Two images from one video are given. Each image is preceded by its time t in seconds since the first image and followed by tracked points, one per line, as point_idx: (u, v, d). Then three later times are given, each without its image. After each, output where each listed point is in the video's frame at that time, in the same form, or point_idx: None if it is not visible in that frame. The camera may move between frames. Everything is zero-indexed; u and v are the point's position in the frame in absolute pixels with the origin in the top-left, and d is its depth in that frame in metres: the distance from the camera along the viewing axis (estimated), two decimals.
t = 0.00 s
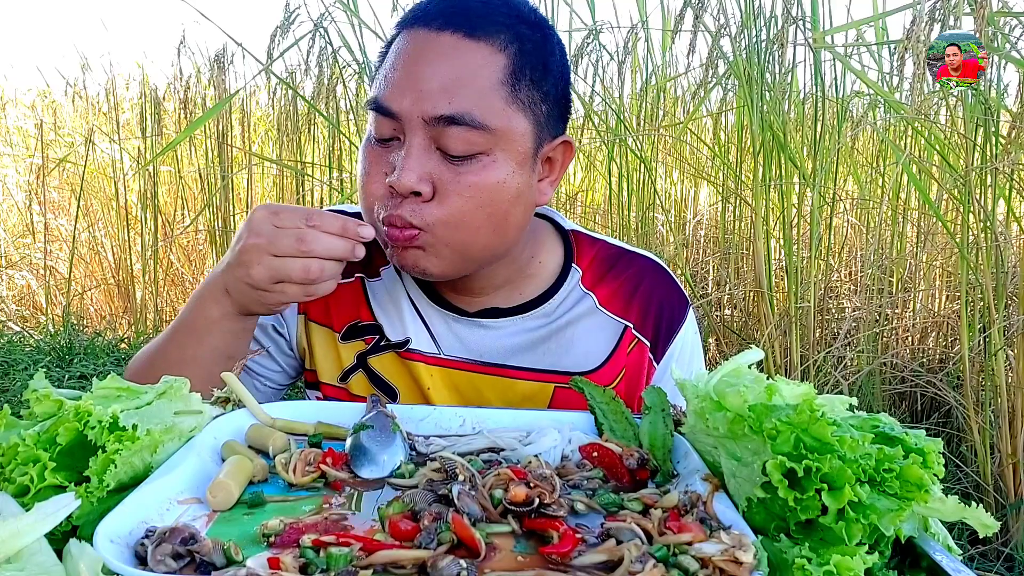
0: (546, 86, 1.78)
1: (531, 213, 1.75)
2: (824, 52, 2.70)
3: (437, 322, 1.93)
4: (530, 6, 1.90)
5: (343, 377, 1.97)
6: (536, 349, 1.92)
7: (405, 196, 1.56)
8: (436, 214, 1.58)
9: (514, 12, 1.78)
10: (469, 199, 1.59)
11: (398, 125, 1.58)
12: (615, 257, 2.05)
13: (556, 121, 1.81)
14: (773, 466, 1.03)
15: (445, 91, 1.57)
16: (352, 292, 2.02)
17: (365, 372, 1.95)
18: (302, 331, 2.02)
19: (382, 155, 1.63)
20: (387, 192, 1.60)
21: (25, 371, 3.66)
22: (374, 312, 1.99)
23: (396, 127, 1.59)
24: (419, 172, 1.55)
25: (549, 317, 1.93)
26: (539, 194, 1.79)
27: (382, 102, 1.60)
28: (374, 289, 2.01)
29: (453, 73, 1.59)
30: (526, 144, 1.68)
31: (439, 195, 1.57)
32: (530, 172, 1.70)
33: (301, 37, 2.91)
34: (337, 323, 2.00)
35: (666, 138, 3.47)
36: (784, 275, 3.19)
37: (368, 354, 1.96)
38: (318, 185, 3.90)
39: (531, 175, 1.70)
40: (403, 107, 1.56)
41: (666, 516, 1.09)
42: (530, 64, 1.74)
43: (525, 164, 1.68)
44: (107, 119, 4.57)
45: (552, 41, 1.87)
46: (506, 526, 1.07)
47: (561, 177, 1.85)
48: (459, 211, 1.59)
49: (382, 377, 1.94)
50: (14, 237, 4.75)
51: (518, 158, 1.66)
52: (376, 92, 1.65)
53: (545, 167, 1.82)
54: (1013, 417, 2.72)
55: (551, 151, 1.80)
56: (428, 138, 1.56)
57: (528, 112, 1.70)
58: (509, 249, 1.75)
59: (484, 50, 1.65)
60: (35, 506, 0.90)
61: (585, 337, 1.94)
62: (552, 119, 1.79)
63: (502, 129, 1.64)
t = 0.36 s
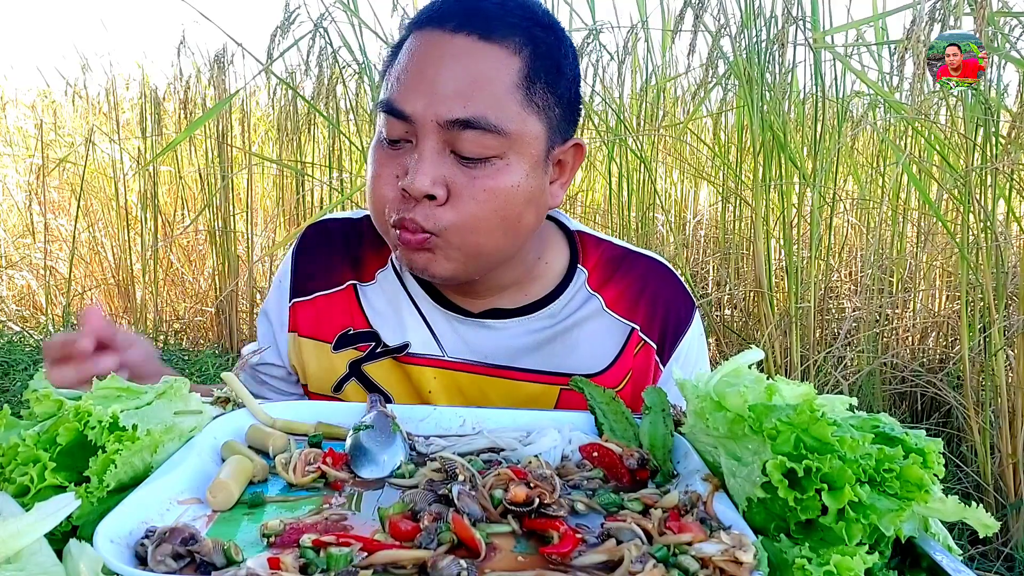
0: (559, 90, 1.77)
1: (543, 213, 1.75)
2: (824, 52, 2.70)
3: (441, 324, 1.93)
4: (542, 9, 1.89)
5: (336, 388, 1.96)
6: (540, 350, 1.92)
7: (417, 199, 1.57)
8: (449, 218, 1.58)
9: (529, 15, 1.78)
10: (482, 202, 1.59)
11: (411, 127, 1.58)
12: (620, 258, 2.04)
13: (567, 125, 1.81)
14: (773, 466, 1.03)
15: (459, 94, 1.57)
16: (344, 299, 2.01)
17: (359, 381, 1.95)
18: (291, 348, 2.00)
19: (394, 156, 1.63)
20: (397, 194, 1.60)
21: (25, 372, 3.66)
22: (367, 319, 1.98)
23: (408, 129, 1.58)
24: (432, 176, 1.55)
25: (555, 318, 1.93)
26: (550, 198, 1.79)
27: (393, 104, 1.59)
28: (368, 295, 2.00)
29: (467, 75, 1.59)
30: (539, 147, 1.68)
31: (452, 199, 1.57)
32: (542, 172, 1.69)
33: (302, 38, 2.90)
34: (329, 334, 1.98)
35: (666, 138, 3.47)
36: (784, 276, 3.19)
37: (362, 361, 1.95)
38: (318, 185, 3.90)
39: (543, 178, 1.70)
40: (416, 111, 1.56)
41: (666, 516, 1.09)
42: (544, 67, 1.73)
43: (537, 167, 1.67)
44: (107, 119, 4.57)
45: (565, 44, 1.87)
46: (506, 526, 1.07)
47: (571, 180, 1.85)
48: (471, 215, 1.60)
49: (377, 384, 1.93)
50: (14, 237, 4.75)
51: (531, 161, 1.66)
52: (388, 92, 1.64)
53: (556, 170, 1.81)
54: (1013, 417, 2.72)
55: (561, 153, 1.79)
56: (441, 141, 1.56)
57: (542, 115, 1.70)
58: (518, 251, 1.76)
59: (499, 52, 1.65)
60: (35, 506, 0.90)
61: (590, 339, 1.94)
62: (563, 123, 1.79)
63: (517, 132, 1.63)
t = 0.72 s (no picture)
0: (564, 90, 1.77)
1: (545, 214, 1.75)
2: (825, 52, 2.70)
3: (440, 324, 1.92)
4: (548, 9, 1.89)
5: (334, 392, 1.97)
6: (541, 350, 1.92)
7: (422, 195, 1.56)
8: (454, 214, 1.58)
9: (536, 14, 1.78)
10: (487, 199, 1.60)
11: (417, 122, 1.58)
12: (622, 258, 2.03)
13: (572, 125, 1.81)
14: (773, 466, 1.03)
15: (467, 91, 1.57)
16: (338, 303, 2.01)
17: (353, 385, 1.95)
18: (285, 354, 2.00)
19: (397, 151, 1.63)
20: (400, 189, 1.60)
21: (25, 371, 3.66)
22: (363, 322, 1.98)
23: (414, 124, 1.58)
24: (438, 172, 1.55)
25: (555, 318, 1.92)
26: (552, 198, 1.79)
27: (399, 99, 1.59)
28: (364, 298, 2.00)
29: (473, 72, 1.59)
30: (545, 146, 1.69)
31: (457, 195, 1.57)
32: (547, 172, 1.70)
33: (302, 38, 2.90)
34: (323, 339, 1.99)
35: (666, 138, 3.47)
36: (784, 275, 3.19)
37: (358, 366, 1.95)
38: (317, 185, 3.91)
39: (545, 178, 1.70)
40: (423, 106, 1.56)
41: (666, 516, 1.09)
42: (550, 67, 1.73)
43: (541, 166, 1.68)
44: (107, 119, 4.57)
45: (570, 45, 1.87)
46: (505, 526, 1.07)
47: (572, 180, 1.85)
48: (475, 212, 1.59)
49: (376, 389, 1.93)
50: (14, 237, 4.75)
51: (536, 160, 1.67)
52: (393, 87, 1.64)
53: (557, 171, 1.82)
54: (1013, 416, 2.72)
55: (565, 154, 1.80)
56: (447, 137, 1.57)
57: (547, 115, 1.70)
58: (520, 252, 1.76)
59: (506, 50, 1.65)
60: (35, 506, 0.89)
61: (591, 339, 1.95)
62: (568, 123, 1.79)
63: (523, 130, 1.64)
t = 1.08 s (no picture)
0: (559, 87, 1.77)
1: (539, 212, 1.73)
2: (825, 52, 2.70)
3: (445, 325, 1.93)
4: (548, 7, 1.89)
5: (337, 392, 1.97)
6: (547, 352, 1.93)
7: (407, 189, 1.57)
8: (438, 208, 1.58)
9: (531, 11, 1.78)
10: (471, 195, 1.59)
11: (406, 118, 1.60)
12: (626, 260, 2.03)
13: (569, 122, 1.80)
14: (773, 466, 1.03)
15: (454, 86, 1.58)
16: (342, 303, 2.01)
17: (358, 386, 1.95)
18: (288, 354, 1.98)
19: (389, 148, 1.65)
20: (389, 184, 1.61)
21: (25, 371, 3.66)
22: (368, 323, 1.99)
23: (404, 120, 1.60)
24: (422, 166, 1.56)
25: (560, 320, 1.93)
26: (547, 196, 1.78)
27: (391, 96, 1.61)
28: (369, 299, 2.00)
29: (462, 69, 1.60)
30: (534, 142, 1.67)
31: (441, 190, 1.58)
32: (537, 170, 1.68)
33: (302, 38, 2.90)
34: (327, 339, 1.99)
35: (666, 138, 3.47)
36: (784, 275, 3.19)
37: (362, 366, 1.96)
38: (317, 185, 3.91)
39: (538, 176, 1.69)
40: (411, 101, 1.58)
41: (666, 516, 1.09)
42: (543, 63, 1.73)
43: (531, 162, 1.66)
44: (107, 119, 4.58)
45: (570, 41, 1.86)
46: (505, 526, 1.07)
47: (572, 180, 1.83)
48: (461, 207, 1.59)
49: (379, 390, 1.93)
50: (14, 237, 4.75)
51: (525, 156, 1.65)
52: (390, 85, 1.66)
53: (557, 169, 1.80)
54: (1013, 416, 2.72)
55: (563, 152, 1.78)
56: (434, 133, 1.58)
57: (538, 110, 1.69)
58: (517, 251, 1.75)
59: (498, 48, 1.66)
60: (35, 506, 0.89)
61: (596, 342, 1.95)
62: (563, 119, 1.77)
63: (510, 126, 1.63)
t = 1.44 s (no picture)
0: (519, 71, 1.79)
1: (510, 198, 1.75)
2: (825, 53, 2.70)
3: (429, 321, 1.93)
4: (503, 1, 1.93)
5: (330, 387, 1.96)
6: (532, 340, 1.94)
7: (376, 180, 1.58)
8: (407, 198, 1.59)
9: (485, 3, 1.82)
10: (439, 180, 1.60)
11: (371, 111, 1.61)
12: (603, 245, 2.05)
13: (531, 107, 1.82)
14: (773, 466, 1.03)
15: (415, 75, 1.60)
16: (331, 299, 1.99)
17: (352, 382, 1.94)
18: (277, 349, 1.99)
19: (357, 144, 1.66)
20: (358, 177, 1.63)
21: (25, 371, 3.66)
22: (357, 321, 1.97)
23: (368, 114, 1.62)
24: (388, 155, 1.58)
25: (543, 308, 1.94)
26: (519, 182, 1.78)
27: (355, 91, 1.63)
28: (358, 296, 1.99)
29: (422, 59, 1.63)
30: (497, 126, 1.69)
31: (410, 178, 1.59)
32: (504, 155, 1.70)
33: (301, 38, 2.90)
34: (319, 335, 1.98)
35: (666, 138, 3.47)
36: (784, 275, 3.19)
37: (354, 363, 1.95)
38: (318, 185, 3.91)
39: (505, 160, 1.71)
40: (373, 93, 1.60)
41: (666, 516, 1.09)
42: (501, 49, 1.76)
43: (497, 146, 1.68)
44: (107, 119, 4.58)
45: (526, 30, 1.90)
46: (506, 526, 1.07)
47: (542, 164, 1.85)
48: (430, 194, 1.60)
49: (370, 386, 1.93)
50: (14, 237, 4.76)
51: (490, 140, 1.67)
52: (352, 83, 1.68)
53: (525, 155, 1.83)
54: (1013, 416, 2.72)
55: (528, 137, 1.81)
56: (399, 122, 1.59)
57: (498, 95, 1.71)
58: (492, 240, 1.76)
59: (455, 37, 1.69)
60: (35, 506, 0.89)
61: (580, 327, 1.95)
62: (526, 104, 1.80)
63: (472, 111, 1.66)
